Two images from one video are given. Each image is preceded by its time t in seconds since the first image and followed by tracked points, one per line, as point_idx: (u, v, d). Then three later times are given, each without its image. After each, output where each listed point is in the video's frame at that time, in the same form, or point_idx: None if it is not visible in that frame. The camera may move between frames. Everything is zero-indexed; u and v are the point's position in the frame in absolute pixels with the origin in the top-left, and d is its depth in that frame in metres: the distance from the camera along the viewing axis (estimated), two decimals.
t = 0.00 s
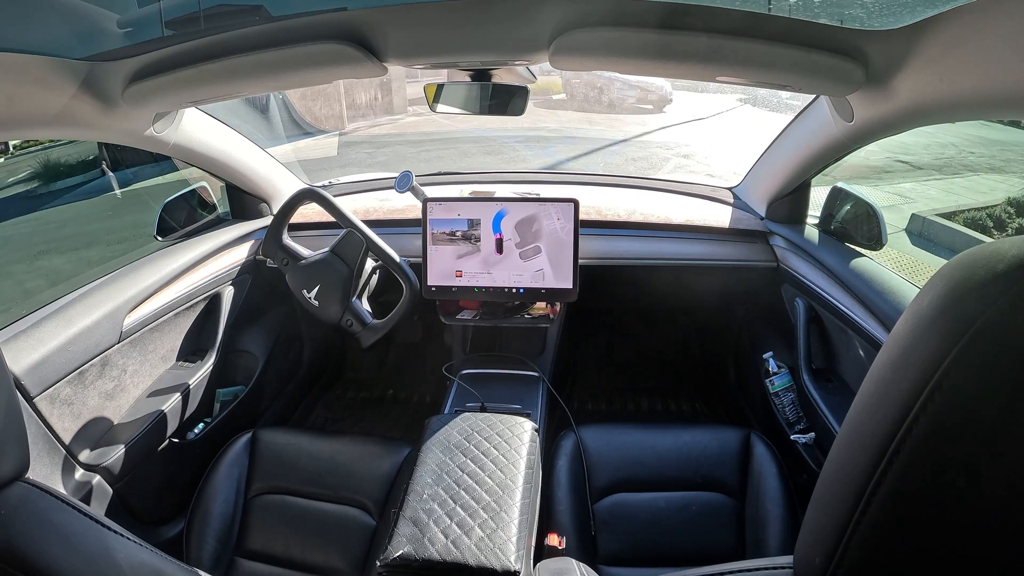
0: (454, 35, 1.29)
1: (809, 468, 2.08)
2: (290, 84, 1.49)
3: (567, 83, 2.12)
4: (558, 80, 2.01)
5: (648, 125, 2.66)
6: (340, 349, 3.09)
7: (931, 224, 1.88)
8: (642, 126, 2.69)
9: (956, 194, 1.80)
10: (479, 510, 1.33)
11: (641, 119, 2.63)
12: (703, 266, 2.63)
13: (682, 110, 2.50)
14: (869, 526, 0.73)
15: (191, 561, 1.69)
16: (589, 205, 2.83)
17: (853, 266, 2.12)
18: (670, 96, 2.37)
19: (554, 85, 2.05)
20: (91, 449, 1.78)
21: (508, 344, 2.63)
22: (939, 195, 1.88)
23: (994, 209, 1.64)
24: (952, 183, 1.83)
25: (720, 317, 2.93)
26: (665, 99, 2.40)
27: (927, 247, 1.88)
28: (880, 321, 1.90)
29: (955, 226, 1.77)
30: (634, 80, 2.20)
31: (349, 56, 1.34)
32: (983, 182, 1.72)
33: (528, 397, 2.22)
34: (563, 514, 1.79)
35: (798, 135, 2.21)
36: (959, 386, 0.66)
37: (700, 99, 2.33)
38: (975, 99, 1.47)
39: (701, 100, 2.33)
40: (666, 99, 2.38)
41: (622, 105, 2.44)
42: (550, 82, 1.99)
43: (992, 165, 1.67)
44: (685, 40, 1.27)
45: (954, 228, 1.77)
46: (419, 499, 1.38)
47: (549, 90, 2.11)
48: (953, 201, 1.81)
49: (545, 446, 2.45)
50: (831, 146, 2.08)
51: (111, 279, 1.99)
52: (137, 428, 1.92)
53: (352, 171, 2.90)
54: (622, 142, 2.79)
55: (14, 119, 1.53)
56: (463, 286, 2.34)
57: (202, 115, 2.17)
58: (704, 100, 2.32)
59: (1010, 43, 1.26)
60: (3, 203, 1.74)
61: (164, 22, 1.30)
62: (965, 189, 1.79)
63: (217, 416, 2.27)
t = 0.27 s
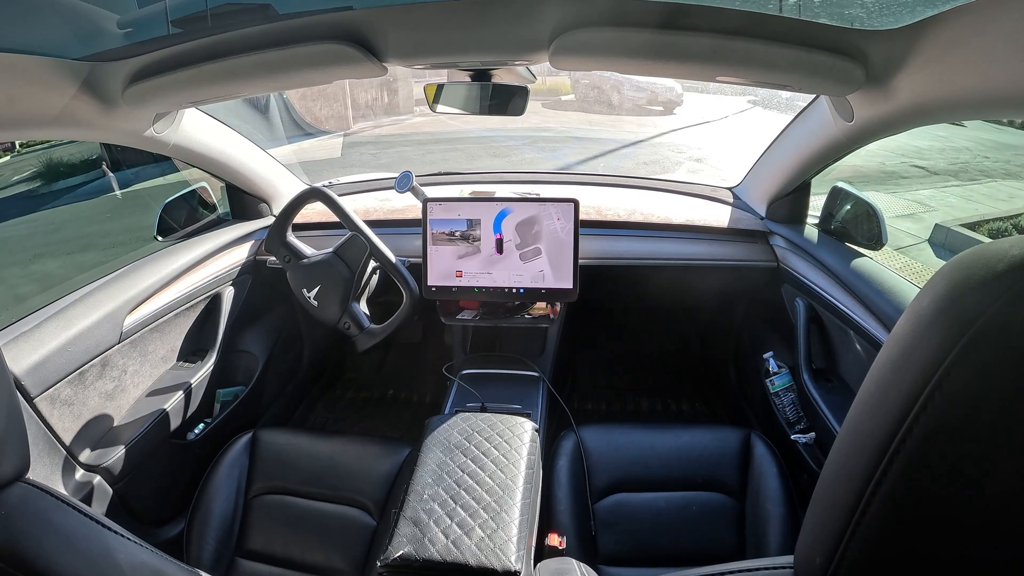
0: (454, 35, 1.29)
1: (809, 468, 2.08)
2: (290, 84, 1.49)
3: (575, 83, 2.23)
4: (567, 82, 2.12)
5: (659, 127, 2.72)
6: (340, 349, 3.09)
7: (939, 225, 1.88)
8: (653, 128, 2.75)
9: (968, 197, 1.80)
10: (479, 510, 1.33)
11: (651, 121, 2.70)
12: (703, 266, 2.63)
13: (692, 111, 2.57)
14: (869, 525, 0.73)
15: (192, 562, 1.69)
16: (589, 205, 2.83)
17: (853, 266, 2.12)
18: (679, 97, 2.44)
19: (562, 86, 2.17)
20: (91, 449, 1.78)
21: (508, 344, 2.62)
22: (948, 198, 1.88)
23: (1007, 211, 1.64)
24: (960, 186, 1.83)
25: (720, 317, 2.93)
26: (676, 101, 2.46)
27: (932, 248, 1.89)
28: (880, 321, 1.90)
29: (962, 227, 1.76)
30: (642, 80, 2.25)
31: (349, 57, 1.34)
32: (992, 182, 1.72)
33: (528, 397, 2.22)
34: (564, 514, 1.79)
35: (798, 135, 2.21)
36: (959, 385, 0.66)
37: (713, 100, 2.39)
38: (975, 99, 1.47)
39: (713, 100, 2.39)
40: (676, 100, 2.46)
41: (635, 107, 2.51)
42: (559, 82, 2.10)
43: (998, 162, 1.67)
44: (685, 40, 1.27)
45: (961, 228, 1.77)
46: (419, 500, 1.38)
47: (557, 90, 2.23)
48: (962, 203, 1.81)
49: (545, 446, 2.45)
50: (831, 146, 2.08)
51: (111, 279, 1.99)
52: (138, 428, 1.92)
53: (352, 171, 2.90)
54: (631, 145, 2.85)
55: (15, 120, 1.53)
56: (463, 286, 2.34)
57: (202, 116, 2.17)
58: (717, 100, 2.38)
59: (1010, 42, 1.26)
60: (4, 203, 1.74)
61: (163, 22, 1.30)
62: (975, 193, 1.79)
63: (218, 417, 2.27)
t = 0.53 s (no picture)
0: (454, 35, 1.29)
1: (809, 468, 2.08)
2: (290, 84, 1.49)
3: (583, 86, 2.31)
4: (576, 83, 2.20)
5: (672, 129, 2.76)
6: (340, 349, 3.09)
7: (945, 226, 1.87)
8: (664, 131, 2.80)
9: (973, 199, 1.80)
10: (479, 510, 1.33)
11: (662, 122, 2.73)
12: (703, 266, 2.63)
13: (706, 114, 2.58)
14: (868, 525, 0.73)
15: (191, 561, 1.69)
16: (589, 205, 2.83)
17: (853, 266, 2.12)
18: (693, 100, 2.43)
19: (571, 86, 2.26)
20: (91, 449, 1.78)
21: (508, 344, 2.62)
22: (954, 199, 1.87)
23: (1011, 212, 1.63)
24: (966, 189, 1.82)
25: (720, 317, 2.93)
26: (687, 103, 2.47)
27: (933, 249, 1.88)
28: (880, 321, 1.90)
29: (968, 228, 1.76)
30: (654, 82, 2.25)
31: (349, 56, 1.34)
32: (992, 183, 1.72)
33: (528, 397, 2.22)
34: (563, 514, 1.79)
35: (798, 135, 2.21)
36: (958, 386, 0.66)
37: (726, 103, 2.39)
38: (975, 99, 1.47)
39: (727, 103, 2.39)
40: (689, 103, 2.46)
41: (647, 109, 2.54)
42: (567, 83, 2.18)
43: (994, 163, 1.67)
44: (685, 40, 1.27)
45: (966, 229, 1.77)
46: (419, 499, 1.38)
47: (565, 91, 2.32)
48: (968, 207, 1.81)
49: (545, 446, 2.45)
50: (831, 146, 2.08)
51: (111, 279, 1.99)
52: (138, 428, 1.92)
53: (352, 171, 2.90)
54: (644, 147, 2.89)
55: (15, 120, 1.54)
56: (463, 286, 2.34)
57: (202, 116, 2.17)
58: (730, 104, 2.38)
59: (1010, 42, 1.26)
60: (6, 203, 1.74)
61: (164, 22, 1.30)
62: (981, 195, 1.78)
63: (217, 416, 2.27)
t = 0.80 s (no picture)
0: (454, 35, 1.29)
1: (809, 468, 2.08)
2: (290, 84, 1.49)
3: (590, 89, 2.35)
4: (583, 83, 2.23)
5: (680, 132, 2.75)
6: (340, 349, 3.09)
7: (946, 225, 1.87)
8: (669, 132, 2.77)
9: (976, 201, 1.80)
10: (479, 510, 1.33)
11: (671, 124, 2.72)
12: (704, 266, 2.63)
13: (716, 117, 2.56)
14: (869, 525, 0.73)
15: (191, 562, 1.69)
16: (589, 205, 2.83)
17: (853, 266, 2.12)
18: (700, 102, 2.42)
19: (579, 86, 2.29)
20: (91, 449, 1.78)
21: (508, 344, 2.62)
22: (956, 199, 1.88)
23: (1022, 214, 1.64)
24: (966, 189, 1.83)
25: (720, 317, 2.93)
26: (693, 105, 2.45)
27: (934, 248, 1.88)
28: (880, 321, 1.90)
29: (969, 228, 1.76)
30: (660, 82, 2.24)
31: (349, 56, 1.34)
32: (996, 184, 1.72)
33: (528, 397, 2.22)
34: (563, 514, 1.79)
35: (798, 136, 2.21)
36: (959, 385, 0.66)
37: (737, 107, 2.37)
38: (975, 100, 1.47)
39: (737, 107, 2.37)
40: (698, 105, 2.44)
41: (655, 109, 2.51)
42: (574, 83, 2.21)
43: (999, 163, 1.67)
44: (685, 40, 1.27)
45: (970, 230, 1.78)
46: (419, 499, 1.38)
47: (572, 91, 2.36)
48: (974, 211, 1.81)
49: (545, 446, 2.45)
50: (831, 147, 2.08)
51: (111, 279, 1.99)
52: (138, 428, 1.91)
53: (352, 171, 2.90)
54: (654, 150, 2.88)
55: (16, 120, 1.54)
56: (463, 286, 2.34)
57: (202, 116, 2.17)
58: (742, 107, 2.36)
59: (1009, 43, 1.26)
60: (5, 203, 1.74)
61: (164, 22, 1.30)
62: (980, 195, 1.78)
63: (218, 417, 2.27)
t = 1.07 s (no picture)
0: (454, 35, 1.29)
1: (809, 468, 2.07)
2: (290, 84, 1.49)
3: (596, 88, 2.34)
4: (588, 83, 2.22)
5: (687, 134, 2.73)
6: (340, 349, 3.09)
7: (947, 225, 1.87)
8: (670, 132, 2.77)
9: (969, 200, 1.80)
10: (479, 510, 1.33)
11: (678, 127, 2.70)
12: (704, 266, 2.63)
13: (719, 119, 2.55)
14: (868, 525, 0.73)
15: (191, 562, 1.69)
16: (589, 205, 2.83)
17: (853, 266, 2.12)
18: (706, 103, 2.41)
19: (583, 87, 2.29)
20: (91, 449, 1.78)
21: (508, 344, 2.62)
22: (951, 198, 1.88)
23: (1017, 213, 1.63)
24: (965, 189, 1.83)
25: (720, 317, 2.93)
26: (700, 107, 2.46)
27: (934, 249, 1.88)
28: (880, 321, 1.90)
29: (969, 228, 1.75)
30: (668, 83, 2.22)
31: (349, 56, 1.34)
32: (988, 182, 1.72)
33: (528, 397, 2.22)
34: (563, 513, 1.79)
35: (798, 136, 2.22)
36: (959, 386, 0.66)
37: (741, 109, 2.36)
38: (974, 100, 1.47)
39: (740, 109, 2.36)
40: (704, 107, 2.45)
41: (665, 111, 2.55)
42: (580, 83, 2.20)
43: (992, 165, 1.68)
44: (685, 39, 1.27)
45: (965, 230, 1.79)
46: (419, 499, 1.38)
47: (577, 91, 2.35)
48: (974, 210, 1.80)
49: (545, 446, 2.45)
50: (831, 147, 2.08)
51: (111, 279, 1.99)
52: (138, 428, 1.91)
53: (352, 171, 2.90)
54: (663, 155, 2.86)
55: (15, 120, 1.54)
56: (463, 286, 2.34)
57: (202, 116, 2.17)
58: (745, 110, 2.35)
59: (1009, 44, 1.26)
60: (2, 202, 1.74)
61: (164, 23, 1.30)
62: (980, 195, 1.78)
63: (218, 416, 2.27)
